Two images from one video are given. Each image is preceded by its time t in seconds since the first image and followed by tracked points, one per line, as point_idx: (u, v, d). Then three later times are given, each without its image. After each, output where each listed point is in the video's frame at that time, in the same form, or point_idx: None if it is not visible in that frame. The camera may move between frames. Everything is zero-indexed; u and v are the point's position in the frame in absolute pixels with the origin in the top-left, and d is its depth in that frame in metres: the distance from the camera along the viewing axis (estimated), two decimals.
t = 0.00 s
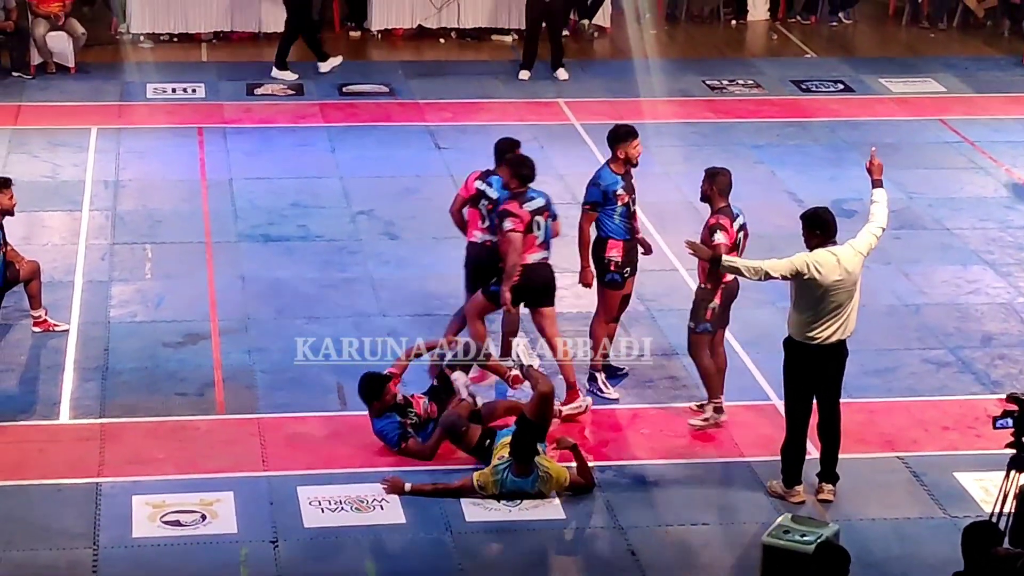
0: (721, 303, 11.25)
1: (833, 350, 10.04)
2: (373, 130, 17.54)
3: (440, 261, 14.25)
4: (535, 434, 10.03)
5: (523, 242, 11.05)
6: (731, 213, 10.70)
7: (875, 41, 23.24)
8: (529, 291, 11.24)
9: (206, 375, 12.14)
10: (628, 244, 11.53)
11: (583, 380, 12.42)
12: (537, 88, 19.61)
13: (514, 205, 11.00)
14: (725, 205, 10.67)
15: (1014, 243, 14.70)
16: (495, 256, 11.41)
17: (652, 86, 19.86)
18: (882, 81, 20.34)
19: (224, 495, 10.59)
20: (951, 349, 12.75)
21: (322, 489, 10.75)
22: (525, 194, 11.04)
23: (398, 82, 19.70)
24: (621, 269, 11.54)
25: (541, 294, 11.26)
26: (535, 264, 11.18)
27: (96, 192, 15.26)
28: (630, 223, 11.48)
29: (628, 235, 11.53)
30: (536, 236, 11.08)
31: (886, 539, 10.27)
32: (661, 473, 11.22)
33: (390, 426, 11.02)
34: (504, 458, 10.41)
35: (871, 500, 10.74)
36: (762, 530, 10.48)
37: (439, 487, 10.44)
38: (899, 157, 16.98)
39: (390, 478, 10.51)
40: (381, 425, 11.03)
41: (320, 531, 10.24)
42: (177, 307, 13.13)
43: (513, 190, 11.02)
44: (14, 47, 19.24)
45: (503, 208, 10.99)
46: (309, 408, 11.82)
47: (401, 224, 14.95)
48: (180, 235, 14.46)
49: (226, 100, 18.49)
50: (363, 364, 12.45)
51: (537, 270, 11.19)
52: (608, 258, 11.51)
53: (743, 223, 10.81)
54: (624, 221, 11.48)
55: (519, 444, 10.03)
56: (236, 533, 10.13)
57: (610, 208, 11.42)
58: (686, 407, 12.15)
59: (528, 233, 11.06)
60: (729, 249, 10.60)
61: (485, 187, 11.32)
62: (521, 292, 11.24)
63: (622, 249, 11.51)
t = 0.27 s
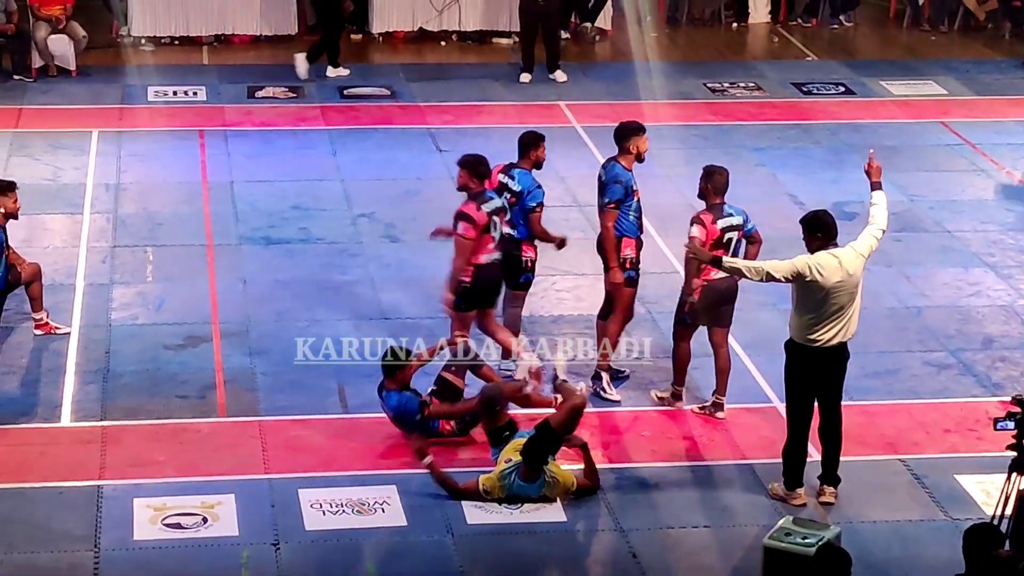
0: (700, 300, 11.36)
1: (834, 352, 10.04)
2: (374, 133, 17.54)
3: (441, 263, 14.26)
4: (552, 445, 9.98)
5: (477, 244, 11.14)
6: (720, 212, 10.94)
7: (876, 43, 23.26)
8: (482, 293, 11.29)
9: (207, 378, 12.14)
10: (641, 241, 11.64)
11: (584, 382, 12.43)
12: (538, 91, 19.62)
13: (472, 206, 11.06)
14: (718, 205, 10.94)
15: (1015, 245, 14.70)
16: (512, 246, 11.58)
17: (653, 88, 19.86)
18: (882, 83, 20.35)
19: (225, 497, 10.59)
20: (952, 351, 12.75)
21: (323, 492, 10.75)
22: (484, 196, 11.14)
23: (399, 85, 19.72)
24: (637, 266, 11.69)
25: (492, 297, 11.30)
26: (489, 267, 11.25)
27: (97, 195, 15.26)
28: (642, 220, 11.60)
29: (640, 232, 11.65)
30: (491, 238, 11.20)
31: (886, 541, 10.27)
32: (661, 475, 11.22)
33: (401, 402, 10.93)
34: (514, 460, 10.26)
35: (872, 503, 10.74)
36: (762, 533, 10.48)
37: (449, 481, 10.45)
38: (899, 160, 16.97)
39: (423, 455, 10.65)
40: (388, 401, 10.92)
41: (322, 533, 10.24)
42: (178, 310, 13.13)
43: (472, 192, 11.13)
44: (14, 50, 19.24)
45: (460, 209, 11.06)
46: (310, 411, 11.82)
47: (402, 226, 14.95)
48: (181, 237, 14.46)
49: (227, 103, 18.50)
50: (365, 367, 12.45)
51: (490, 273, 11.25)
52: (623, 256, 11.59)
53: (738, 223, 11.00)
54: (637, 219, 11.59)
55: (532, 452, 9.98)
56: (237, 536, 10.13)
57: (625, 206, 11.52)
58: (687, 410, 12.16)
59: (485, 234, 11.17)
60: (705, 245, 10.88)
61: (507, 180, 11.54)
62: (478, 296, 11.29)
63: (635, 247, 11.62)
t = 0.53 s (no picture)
0: (682, 296, 11.67)
1: (834, 355, 10.04)
2: (374, 135, 17.54)
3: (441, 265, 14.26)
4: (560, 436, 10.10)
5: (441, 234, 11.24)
6: (705, 212, 11.32)
7: (876, 46, 23.26)
8: (443, 283, 11.45)
9: (207, 380, 12.14)
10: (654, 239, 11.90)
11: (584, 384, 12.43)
12: (538, 93, 19.63)
13: (434, 197, 11.10)
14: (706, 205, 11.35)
15: (1015, 247, 14.70)
16: (526, 243, 11.84)
17: (653, 91, 19.87)
18: (882, 85, 20.35)
19: (225, 500, 10.59)
20: (952, 354, 12.75)
21: (323, 495, 10.75)
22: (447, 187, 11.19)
23: (399, 87, 19.72)
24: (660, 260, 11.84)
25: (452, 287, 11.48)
26: (450, 258, 11.39)
27: (97, 197, 15.26)
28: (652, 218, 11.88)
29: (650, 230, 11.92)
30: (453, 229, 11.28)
31: (886, 543, 10.26)
32: (660, 477, 11.22)
33: (416, 374, 11.06)
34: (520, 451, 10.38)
35: (872, 505, 10.74)
36: (762, 535, 10.48)
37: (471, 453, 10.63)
38: (899, 162, 16.98)
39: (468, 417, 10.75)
40: (402, 373, 11.02)
41: (322, 536, 10.24)
42: (178, 313, 13.13)
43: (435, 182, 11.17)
44: (15, 52, 19.25)
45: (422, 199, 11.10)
46: (310, 413, 11.82)
47: (402, 229, 14.96)
48: (181, 240, 14.46)
49: (227, 106, 18.50)
50: (365, 370, 12.45)
51: (449, 264, 11.40)
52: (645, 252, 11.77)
53: (721, 224, 11.33)
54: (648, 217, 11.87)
55: (545, 445, 9.99)
56: (237, 538, 10.12)
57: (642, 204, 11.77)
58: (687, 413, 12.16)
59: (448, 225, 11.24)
60: (682, 241, 11.29)
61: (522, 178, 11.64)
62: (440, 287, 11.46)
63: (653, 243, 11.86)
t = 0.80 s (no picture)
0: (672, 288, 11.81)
1: (830, 359, 10.04)
2: (372, 139, 17.54)
3: (439, 268, 14.26)
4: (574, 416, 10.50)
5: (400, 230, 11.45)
6: (693, 206, 11.49)
7: (874, 50, 23.27)
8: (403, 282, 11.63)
9: (205, 385, 12.14)
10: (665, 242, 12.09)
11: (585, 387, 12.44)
12: (536, 97, 19.63)
13: (392, 194, 11.35)
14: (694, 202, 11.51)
15: (1013, 251, 14.70)
16: (542, 236, 12.18)
17: (651, 95, 19.87)
18: (880, 89, 20.35)
19: (224, 504, 10.59)
20: (950, 358, 12.74)
21: (321, 498, 10.74)
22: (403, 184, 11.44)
23: (398, 91, 19.72)
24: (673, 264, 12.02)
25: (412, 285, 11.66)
26: (409, 255, 11.58)
27: (96, 201, 15.26)
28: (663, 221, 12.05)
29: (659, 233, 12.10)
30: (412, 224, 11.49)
31: (885, 547, 10.26)
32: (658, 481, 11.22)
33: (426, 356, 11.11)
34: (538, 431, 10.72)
35: (870, 509, 10.74)
36: (761, 539, 10.49)
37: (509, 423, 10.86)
38: (898, 166, 16.98)
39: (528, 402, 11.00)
40: (413, 354, 11.04)
41: (320, 540, 10.23)
42: (177, 316, 13.14)
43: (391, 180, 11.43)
44: (13, 56, 19.27)
45: (380, 196, 11.33)
46: (308, 417, 11.82)
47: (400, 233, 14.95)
48: (180, 244, 14.47)
49: (226, 110, 18.50)
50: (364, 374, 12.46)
51: (410, 261, 11.59)
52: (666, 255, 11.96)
53: (709, 219, 11.48)
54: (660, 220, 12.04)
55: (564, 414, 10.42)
56: (235, 543, 10.12)
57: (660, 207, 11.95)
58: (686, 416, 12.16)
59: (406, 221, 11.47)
60: (667, 233, 11.49)
61: (534, 168, 12.06)
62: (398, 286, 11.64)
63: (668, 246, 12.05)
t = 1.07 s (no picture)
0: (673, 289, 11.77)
1: (827, 362, 10.05)
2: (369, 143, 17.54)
3: (436, 271, 14.26)
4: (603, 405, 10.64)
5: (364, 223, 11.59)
6: (696, 208, 11.53)
7: (871, 53, 23.28)
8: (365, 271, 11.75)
9: (202, 388, 12.13)
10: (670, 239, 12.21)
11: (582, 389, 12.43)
12: (533, 101, 19.64)
13: (356, 186, 11.47)
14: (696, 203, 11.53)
15: (1010, 255, 14.71)
16: (555, 238, 12.17)
17: (648, 98, 19.88)
18: (877, 93, 20.37)
19: (221, 508, 10.58)
20: (947, 361, 12.75)
21: (319, 502, 10.74)
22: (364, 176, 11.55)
23: (394, 95, 19.73)
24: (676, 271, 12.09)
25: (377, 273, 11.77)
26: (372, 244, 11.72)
27: (92, 205, 15.26)
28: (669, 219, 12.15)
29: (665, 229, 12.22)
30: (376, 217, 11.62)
31: (882, 551, 10.26)
32: (656, 485, 11.22)
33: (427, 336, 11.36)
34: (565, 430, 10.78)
35: (867, 512, 10.74)
36: (758, 543, 10.48)
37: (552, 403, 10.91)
38: (895, 170, 16.99)
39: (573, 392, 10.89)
40: (417, 332, 11.28)
41: (317, 544, 10.23)
42: (174, 320, 13.14)
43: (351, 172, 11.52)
44: (10, 60, 19.26)
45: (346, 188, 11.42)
46: (305, 421, 11.81)
47: (397, 237, 14.96)
48: (177, 247, 14.47)
49: (222, 113, 18.50)
50: (361, 378, 12.47)
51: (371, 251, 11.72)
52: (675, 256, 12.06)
53: (711, 221, 11.54)
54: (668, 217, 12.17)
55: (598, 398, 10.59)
56: (232, 546, 10.11)
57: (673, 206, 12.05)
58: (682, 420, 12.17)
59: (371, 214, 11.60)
60: (670, 235, 11.55)
61: (548, 171, 12.00)
62: (349, 275, 11.82)
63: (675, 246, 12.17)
